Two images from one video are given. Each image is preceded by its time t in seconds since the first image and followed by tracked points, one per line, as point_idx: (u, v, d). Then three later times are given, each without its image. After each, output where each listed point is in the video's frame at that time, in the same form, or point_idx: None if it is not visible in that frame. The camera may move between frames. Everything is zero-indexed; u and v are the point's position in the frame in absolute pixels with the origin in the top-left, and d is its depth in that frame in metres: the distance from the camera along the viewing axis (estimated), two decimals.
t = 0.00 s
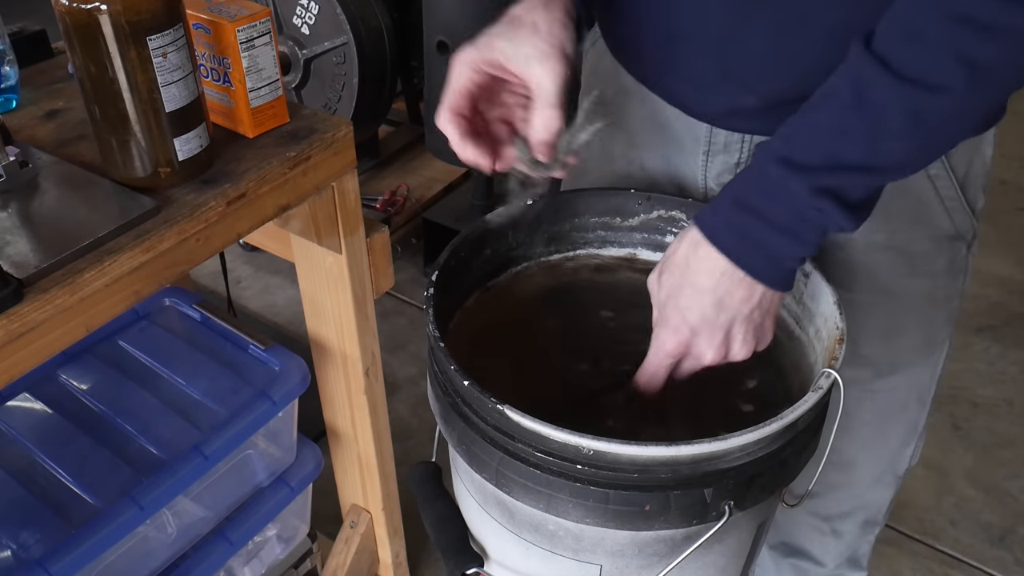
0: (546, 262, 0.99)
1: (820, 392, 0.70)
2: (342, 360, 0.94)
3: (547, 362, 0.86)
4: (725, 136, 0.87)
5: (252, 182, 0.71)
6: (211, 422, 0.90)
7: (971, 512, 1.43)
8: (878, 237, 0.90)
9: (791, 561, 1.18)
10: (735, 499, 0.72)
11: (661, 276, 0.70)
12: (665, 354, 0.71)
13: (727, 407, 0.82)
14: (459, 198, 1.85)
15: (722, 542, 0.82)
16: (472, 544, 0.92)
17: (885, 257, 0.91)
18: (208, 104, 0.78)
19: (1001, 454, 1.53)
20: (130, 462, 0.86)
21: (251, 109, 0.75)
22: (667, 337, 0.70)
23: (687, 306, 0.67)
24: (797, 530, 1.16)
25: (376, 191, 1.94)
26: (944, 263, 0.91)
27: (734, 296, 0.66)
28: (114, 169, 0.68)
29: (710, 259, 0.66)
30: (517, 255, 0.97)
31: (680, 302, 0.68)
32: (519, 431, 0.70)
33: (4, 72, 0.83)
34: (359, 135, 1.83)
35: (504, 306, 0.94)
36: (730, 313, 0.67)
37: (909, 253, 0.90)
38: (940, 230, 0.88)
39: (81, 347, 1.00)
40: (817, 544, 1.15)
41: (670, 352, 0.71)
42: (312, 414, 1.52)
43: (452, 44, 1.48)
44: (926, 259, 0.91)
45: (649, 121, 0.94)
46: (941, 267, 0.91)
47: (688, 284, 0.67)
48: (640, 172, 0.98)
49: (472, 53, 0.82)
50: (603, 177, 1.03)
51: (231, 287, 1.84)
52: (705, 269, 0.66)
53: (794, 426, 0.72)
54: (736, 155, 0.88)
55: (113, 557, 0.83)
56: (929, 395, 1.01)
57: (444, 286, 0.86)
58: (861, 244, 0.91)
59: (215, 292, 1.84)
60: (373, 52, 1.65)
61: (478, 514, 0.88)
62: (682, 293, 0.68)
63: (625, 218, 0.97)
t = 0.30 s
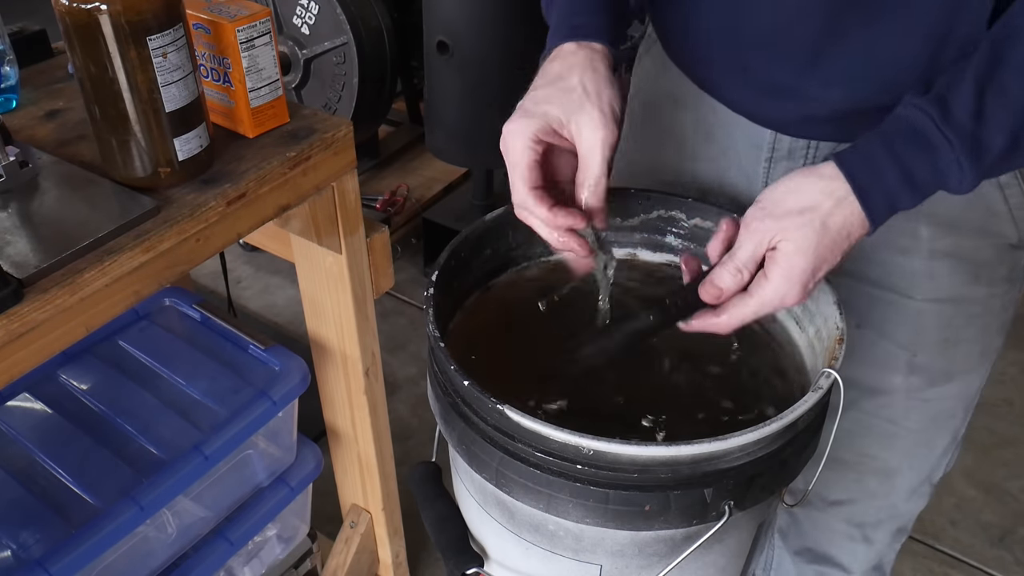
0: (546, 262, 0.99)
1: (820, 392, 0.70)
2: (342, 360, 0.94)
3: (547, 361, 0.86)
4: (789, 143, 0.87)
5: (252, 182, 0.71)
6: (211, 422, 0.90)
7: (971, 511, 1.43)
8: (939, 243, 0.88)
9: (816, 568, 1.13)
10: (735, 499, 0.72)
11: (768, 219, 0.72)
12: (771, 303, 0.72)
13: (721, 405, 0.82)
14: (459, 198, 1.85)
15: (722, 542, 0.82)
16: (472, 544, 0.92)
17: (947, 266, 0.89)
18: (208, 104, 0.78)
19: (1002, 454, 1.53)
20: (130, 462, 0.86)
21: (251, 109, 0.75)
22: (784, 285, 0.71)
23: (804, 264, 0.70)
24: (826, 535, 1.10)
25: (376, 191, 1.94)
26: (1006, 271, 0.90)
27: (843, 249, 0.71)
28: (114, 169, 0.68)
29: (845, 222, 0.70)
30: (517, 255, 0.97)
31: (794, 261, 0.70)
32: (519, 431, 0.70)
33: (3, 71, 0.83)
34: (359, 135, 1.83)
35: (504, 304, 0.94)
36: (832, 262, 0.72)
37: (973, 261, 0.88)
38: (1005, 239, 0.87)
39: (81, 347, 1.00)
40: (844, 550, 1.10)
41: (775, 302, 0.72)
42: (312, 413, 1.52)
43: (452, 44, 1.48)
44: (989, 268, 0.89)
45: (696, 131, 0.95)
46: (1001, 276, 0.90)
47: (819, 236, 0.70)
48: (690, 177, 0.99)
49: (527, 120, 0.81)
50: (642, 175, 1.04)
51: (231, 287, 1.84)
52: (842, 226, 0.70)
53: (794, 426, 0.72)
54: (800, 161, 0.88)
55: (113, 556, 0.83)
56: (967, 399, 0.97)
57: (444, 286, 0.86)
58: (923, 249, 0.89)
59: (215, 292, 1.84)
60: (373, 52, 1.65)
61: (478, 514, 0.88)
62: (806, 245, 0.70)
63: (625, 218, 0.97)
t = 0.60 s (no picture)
0: (547, 262, 0.99)
1: (820, 392, 0.70)
2: (342, 361, 0.94)
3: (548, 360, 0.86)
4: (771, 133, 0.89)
5: (252, 182, 0.71)
6: (211, 422, 0.90)
7: (971, 511, 1.43)
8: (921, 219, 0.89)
9: (806, 561, 1.13)
10: (735, 499, 0.72)
11: (778, 167, 0.72)
12: (774, 248, 0.74)
13: (721, 405, 0.82)
14: (459, 198, 1.85)
15: (722, 542, 0.82)
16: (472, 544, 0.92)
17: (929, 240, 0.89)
18: (208, 104, 0.78)
19: (1002, 454, 1.53)
20: (130, 462, 0.86)
21: (251, 109, 0.75)
22: (790, 233, 0.72)
23: (811, 214, 0.72)
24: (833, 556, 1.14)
25: (376, 191, 1.94)
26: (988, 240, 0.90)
27: (845, 197, 0.73)
28: (114, 169, 0.68)
29: (851, 172, 0.72)
30: (517, 256, 0.97)
31: (802, 210, 0.71)
32: (519, 431, 0.70)
33: (4, 72, 0.83)
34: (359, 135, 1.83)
35: (504, 304, 0.94)
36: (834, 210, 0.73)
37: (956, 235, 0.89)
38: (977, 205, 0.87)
39: (81, 347, 1.00)
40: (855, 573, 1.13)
41: (780, 247, 0.73)
42: (313, 413, 1.52)
43: (452, 44, 1.48)
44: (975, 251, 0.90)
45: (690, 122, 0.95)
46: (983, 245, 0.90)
47: (827, 187, 0.71)
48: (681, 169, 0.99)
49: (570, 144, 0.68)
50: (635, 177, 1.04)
51: (231, 287, 1.84)
52: (848, 175, 0.72)
53: (794, 426, 0.72)
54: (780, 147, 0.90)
55: (113, 557, 0.83)
56: (940, 375, 0.98)
57: (444, 286, 0.86)
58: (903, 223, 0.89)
59: (215, 292, 1.85)
60: (373, 52, 1.65)
61: (478, 514, 0.88)
62: (816, 196, 0.71)
63: (624, 219, 0.97)
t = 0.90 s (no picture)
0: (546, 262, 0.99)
1: (820, 392, 0.70)
2: (342, 361, 0.94)
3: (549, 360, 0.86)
4: (672, 110, 0.94)
5: (252, 182, 0.71)
6: (211, 422, 0.90)
7: (971, 511, 1.43)
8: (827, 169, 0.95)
9: None
10: (735, 499, 0.72)
11: (763, 159, 0.76)
12: (780, 238, 0.75)
13: (722, 405, 0.82)
14: (459, 197, 1.85)
15: (722, 542, 0.82)
16: (472, 544, 0.92)
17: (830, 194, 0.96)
18: (208, 104, 0.78)
19: (1003, 454, 1.53)
20: (130, 462, 0.86)
21: (251, 109, 0.75)
22: (792, 218, 0.75)
23: (806, 195, 0.75)
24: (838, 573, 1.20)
25: (376, 191, 1.94)
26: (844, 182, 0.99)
27: (833, 176, 0.78)
28: (114, 169, 0.68)
29: (830, 152, 0.78)
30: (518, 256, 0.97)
31: (796, 193, 0.75)
32: (519, 431, 0.70)
33: (4, 72, 0.83)
34: (359, 135, 1.83)
35: (504, 305, 0.94)
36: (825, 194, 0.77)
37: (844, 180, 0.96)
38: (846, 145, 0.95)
39: (81, 347, 1.00)
40: None
41: (786, 238, 0.75)
42: (313, 413, 1.52)
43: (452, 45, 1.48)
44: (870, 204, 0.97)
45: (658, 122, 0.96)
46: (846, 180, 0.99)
47: (813, 168, 0.76)
48: (647, 161, 1.00)
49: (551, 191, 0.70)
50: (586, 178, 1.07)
51: (231, 287, 1.84)
52: (828, 155, 0.77)
53: (794, 426, 0.72)
54: (683, 123, 0.95)
55: (113, 557, 0.83)
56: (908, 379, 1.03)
57: (444, 287, 0.86)
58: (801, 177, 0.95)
59: (215, 292, 1.85)
60: (373, 52, 1.65)
61: (478, 514, 0.88)
62: (806, 176, 0.75)
63: (626, 219, 0.96)
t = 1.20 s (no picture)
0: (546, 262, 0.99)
1: (820, 392, 0.70)
2: (342, 361, 0.94)
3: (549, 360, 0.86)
4: (662, 104, 0.94)
5: (252, 182, 0.71)
6: (211, 422, 0.90)
7: (971, 512, 1.43)
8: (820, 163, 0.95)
9: None
10: (735, 499, 0.72)
11: (769, 159, 0.76)
12: (790, 238, 0.74)
13: (722, 406, 0.82)
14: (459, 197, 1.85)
15: (722, 542, 0.82)
16: (472, 544, 0.92)
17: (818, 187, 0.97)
18: (208, 104, 0.78)
19: (1003, 454, 1.53)
20: (130, 462, 0.86)
21: (251, 109, 0.75)
22: (801, 218, 0.74)
23: (816, 195, 0.74)
24: None
25: (376, 191, 1.94)
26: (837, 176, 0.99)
27: (844, 176, 0.77)
28: (114, 169, 0.68)
29: (840, 152, 0.77)
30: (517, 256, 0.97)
31: (806, 193, 0.74)
32: (519, 431, 0.70)
33: (4, 72, 0.83)
34: (359, 135, 1.83)
35: (504, 305, 0.94)
36: (838, 195, 0.77)
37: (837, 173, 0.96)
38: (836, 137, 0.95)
39: (81, 347, 1.00)
40: None
41: (796, 239, 0.74)
42: (313, 413, 1.52)
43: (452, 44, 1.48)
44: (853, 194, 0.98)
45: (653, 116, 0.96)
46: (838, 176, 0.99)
47: (822, 167, 0.75)
48: (638, 152, 1.01)
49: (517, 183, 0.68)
50: (585, 175, 1.07)
51: (230, 287, 1.84)
52: (838, 154, 0.77)
53: (794, 426, 0.72)
54: (673, 117, 0.96)
55: (113, 557, 0.83)
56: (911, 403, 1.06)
57: (444, 287, 0.86)
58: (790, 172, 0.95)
59: (215, 292, 1.85)
60: (373, 52, 1.65)
61: (478, 514, 0.88)
62: (816, 176, 0.75)
63: (624, 219, 0.96)
